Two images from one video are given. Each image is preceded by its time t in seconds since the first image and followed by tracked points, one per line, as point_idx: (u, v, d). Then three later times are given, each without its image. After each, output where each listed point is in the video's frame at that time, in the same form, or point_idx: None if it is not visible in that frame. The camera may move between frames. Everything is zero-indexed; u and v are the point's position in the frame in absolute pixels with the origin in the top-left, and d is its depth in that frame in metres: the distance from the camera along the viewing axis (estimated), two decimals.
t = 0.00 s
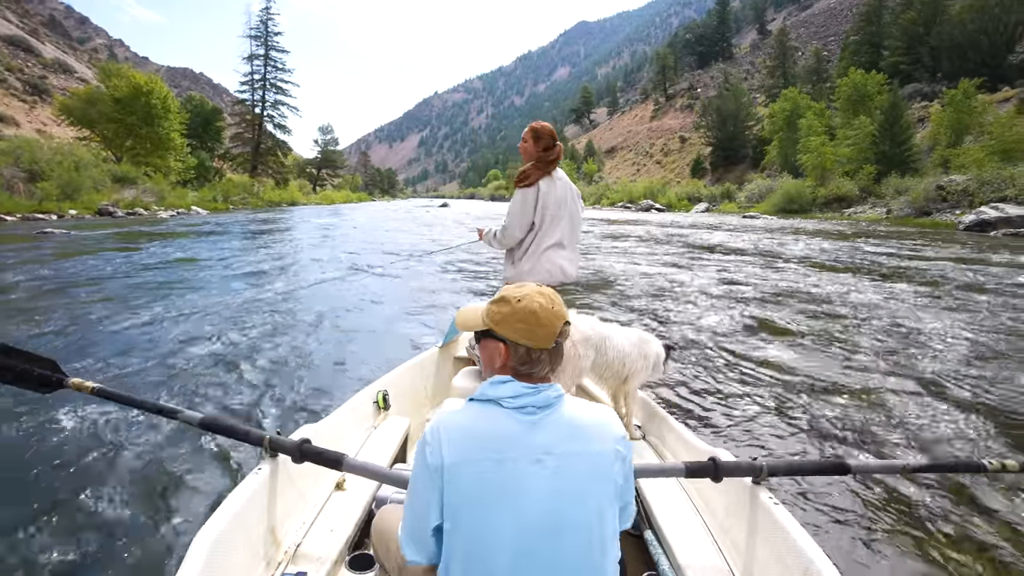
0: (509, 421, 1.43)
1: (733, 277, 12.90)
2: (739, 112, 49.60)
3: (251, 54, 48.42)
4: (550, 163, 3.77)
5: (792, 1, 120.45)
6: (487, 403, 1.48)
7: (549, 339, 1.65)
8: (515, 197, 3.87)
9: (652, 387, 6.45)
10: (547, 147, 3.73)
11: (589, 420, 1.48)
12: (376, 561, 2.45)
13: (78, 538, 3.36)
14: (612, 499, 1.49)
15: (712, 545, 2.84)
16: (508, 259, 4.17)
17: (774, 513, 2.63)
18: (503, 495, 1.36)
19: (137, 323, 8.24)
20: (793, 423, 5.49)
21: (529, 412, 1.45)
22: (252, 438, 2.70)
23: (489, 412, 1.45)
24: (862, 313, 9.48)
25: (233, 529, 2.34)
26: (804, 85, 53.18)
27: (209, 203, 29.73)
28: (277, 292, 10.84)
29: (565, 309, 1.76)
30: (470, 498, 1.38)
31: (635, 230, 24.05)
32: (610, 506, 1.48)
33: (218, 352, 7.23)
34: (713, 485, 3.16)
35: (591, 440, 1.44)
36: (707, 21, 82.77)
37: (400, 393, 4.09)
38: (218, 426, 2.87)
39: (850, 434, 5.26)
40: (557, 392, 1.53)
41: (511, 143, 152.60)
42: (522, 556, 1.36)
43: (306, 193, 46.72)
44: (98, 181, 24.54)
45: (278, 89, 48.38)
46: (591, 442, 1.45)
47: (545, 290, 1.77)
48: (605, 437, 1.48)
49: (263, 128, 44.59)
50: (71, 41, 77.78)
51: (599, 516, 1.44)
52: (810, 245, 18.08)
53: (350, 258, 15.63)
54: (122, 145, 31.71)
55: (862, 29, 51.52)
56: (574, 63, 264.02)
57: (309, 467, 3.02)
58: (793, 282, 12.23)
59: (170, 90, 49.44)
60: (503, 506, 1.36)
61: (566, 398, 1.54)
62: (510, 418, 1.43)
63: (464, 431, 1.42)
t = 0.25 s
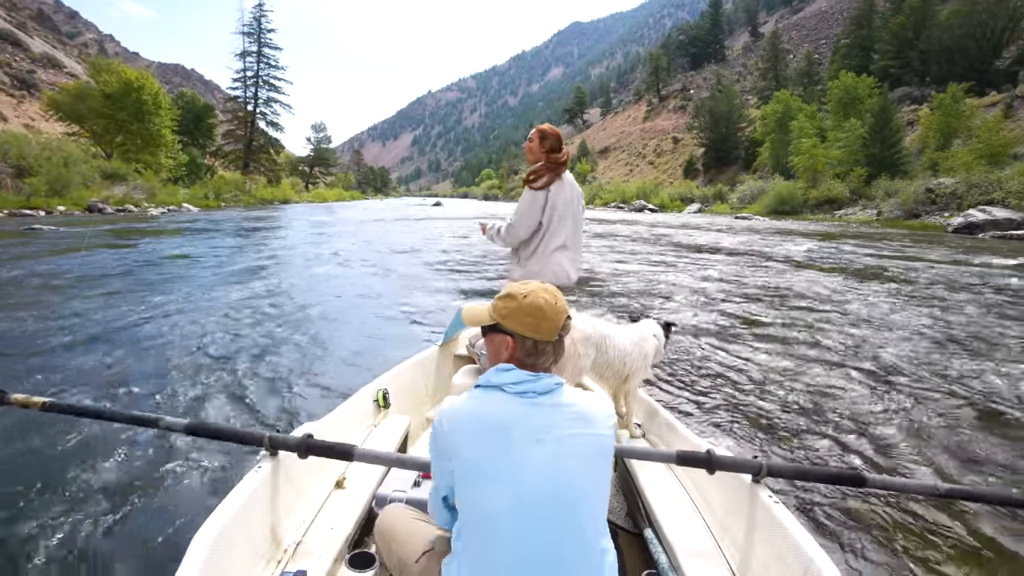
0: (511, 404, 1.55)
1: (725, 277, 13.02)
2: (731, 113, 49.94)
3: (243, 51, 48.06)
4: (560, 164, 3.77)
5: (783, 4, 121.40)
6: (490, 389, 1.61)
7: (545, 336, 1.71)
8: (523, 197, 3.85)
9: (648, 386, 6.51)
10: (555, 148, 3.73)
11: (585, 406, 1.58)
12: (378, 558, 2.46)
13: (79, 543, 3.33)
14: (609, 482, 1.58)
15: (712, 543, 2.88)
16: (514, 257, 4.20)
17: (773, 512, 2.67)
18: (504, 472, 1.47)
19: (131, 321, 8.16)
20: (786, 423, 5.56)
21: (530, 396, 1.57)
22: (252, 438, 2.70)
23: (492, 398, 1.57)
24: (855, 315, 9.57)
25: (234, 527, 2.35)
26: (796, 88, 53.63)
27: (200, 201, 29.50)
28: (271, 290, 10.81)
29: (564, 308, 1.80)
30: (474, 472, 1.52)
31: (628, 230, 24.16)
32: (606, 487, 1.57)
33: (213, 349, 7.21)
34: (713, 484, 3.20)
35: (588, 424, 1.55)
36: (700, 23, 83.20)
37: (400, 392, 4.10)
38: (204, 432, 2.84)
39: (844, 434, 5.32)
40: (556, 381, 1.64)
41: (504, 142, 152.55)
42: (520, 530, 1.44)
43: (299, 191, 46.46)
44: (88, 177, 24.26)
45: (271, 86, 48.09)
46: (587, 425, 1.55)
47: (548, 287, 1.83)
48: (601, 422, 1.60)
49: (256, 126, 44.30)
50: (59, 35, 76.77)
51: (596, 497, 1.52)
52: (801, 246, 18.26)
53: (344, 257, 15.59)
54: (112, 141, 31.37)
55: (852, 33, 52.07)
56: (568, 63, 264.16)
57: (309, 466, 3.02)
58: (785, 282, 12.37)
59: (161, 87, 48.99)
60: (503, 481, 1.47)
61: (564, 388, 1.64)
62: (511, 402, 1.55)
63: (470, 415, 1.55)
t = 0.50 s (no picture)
0: (507, 394, 1.56)
1: (718, 279, 13.11)
2: (724, 117, 50.29)
3: (236, 48, 47.72)
4: (565, 164, 3.79)
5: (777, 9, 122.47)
6: (487, 380, 1.64)
7: (537, 331, 1.71)
8: (526, 194, 3.85)
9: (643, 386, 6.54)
10: (560, 147, 3.74)
11: (579, 396, 1.62)
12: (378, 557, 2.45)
13: (78, 542, 3.31)
14: (601, 471, 1.60)
15: (712, 543, 2.89)
16: (515, 253, 4.18)
17: (773, 511, 2.69)
18: (501, 458, 1.49)
19: (123, 319, 8.07)
20: (781, 425, 5.61)
21: (525, 386, 1.59)
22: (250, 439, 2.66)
23: (489, 387, 1.60)
24: (848, 319, 9.64)
25: (235, 526, 2.33)
26: (788, 93, 54.12)
27: (191, 198, 29.25)
28: (264, 288, 10.75)
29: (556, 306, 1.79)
30: (469, 458, 1.53)
31: (622, 232, 24.25)
32: (598, 477, 1.60)
33: (206, 348, 7.17)
34: (713, 484, 3.21)
35: (581, 414, 1.59)
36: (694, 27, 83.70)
37: (400, 391, 4.10)
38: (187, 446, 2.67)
39: (837, 434, 5.38)
40: (551, 373, 1.66)
41: (497, 142, 152.56)
42: (517, 517, 1.44)
43: (291, 189, 46.20)
44: (77, 173, 23.96)
45: (264, 84, 47.78)
46: (581, 414, 1.59)
47: (542, 284, 1.82)
48: (593, 413, 1.64)
49: (248, 123, 44.00)
50: (48, 29, 75.81)
51: (589, 487, 1.54)
52: (793, 249, 18.43)
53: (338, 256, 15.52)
54: (101, 136, 31.02)
55: (844, 39, 52.66)
56: (562, 65, 264.32)
57: (309, 465, 3.01)
58: (778, 285, 12.48)
59: (152, 82, 48.51)
60: (497, 468, 1.48)
61: (558, 380, 1.66)
62: (508, 391, 1.58)
63: (467, 403, 1.58)
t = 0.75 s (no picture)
0: (508, 397, 1.52)
1: (712, 283, 13.20)
2: (718, 122, 50.59)
3: (230, 44, 47.35)
4: (564, 163, 3.80)
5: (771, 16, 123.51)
6: (486, 381, 1.59)
7: (531, 325, 1.60)
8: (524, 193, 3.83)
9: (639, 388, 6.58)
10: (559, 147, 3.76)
11: (583, 399, 1.56)
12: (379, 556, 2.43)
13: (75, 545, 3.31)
14: (603, 475, 1.57)
15: (712, 544, 2.90)
16: (512, 250, 4.15)
17: (773, 511, 2.70)
18: (500, 464, 1.46)
19: (116, 314, 8.00)
20: (775, 428, 5.65)
21: (525, 390, 1.53)
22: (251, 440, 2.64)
23: (488, 389, 1.55)
24: (842, 323, 9.71)
25: (235, 527, 2.31)
26: (781, 99, 54.55)
27: (183, 194, 28.97)
28: (258, 285, 10.68)
29: (557, 304, 1.67)
30: (470, 463, 1.50)
31: (616, 234, 24.33)
32: (600, 481, 1.57)
33: (200, 344, 7.12)
34: (713, 485, 3.22)
35: (584, 417, 1.54)
36: (689, 31, 84.12)
37: (400, 391, 4.09)
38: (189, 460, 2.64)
39: (831, 438, 5.43)
40: (554, 376, 1.59)
41: (491, 142, 152.53)
42: (515, 524, 1.44)
43: (284, 187, 45.88)
44: (66, 167, 23.63)
45: (258, 80, 47.44)
46: (583, 418, 1.53)
47: (542, 283, 1.71)
48: (597, 415, 1.58)
49: (241, 119, 43.66)
50: (38, 19, 74.72)
51: (589, 491, 1.51)
52: (785, 254, 18.58)
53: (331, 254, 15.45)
54: (91, 130, 30.63)
55: (837, 46, 53.17)
56: (557, 67, 264.31)
57: (309, 464, 2.98)
58: (771, 289, 12.58)
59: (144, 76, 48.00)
60: (498, 473, 1.45)
61: (563, 381, 1.59)
62: (506, 395, 1.52)
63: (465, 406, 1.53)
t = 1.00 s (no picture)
0: (514, 415, 1.47)
1: (707, 283, 13.25)
2: (712, 123, 50.76)
3: (224, 42, 47.06)
4: (557, 165, 3.77)
5: (766, 18, 124.10)
6: (485, 399, 1.53)
7: (527, 335, 1.54)
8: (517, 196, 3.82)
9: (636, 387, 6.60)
10: (552, 148, 3.72)
11: (588, 412, 1.53)
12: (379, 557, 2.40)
13: (74, 549, 3.33)
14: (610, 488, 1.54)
15: (714, 546, 2.88)
16: (506, 253, 4.12)
17: (774, 513, 2.69)
18: (504, 487, 1.41)
19: (111, 313, 7.95)
20: (771, 427, 5.68)
21: (528, 407, 1.48)
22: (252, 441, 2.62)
23: (487, 407, 1.50)
24: (837, 323, 9.74)
25: (235, 528, 2.28)
26: (775, 100, 54.81)
27: (176, 193, 28.76)
28: (253, 284, 10.62)
29: (557, 310, 1.60)
30: (477, 486, 1.44)
31: (611, 234, 24.38)
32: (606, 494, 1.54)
33: (194, 343, 7.07)
34: (714, 486, 3.22)
35: (590, 432, 1.51)
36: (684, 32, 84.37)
37: (401, 391, 4.07)
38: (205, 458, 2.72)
39: (827, 437, 5.46)
40: (557, 389, 1.56)
41: (486, 142, 152.33)
42: (523, 546, 1.41)
43: (278, 186, 45.64)
44: (57, 165, 23.36)
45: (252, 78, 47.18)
46: (589, 433, 1.50)
47: (543, 286, 1.64)
48: (601, 429, 1.54)
49: (235, 118, 43.39)
50: (27, 15, 73.92)
51: (595, 505, 1.49)
52: (780, 254, 18.67)
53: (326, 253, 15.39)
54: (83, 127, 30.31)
55: (830, 48, 53.49)
56: (552, 67, 264.33)
57: (308, 465, 2.95)
58: (766, 289, 12.63)
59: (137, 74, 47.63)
60: (509, 495, 1.41)
61: (566, 394, 1.57)
62: (509, 413, 1.47)
63: (468, 428, 1.46)
